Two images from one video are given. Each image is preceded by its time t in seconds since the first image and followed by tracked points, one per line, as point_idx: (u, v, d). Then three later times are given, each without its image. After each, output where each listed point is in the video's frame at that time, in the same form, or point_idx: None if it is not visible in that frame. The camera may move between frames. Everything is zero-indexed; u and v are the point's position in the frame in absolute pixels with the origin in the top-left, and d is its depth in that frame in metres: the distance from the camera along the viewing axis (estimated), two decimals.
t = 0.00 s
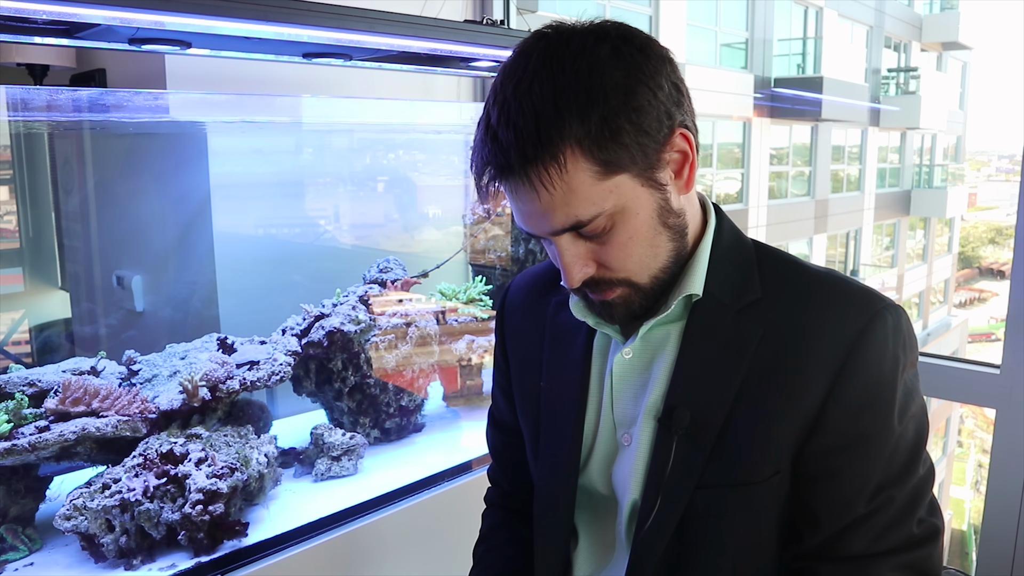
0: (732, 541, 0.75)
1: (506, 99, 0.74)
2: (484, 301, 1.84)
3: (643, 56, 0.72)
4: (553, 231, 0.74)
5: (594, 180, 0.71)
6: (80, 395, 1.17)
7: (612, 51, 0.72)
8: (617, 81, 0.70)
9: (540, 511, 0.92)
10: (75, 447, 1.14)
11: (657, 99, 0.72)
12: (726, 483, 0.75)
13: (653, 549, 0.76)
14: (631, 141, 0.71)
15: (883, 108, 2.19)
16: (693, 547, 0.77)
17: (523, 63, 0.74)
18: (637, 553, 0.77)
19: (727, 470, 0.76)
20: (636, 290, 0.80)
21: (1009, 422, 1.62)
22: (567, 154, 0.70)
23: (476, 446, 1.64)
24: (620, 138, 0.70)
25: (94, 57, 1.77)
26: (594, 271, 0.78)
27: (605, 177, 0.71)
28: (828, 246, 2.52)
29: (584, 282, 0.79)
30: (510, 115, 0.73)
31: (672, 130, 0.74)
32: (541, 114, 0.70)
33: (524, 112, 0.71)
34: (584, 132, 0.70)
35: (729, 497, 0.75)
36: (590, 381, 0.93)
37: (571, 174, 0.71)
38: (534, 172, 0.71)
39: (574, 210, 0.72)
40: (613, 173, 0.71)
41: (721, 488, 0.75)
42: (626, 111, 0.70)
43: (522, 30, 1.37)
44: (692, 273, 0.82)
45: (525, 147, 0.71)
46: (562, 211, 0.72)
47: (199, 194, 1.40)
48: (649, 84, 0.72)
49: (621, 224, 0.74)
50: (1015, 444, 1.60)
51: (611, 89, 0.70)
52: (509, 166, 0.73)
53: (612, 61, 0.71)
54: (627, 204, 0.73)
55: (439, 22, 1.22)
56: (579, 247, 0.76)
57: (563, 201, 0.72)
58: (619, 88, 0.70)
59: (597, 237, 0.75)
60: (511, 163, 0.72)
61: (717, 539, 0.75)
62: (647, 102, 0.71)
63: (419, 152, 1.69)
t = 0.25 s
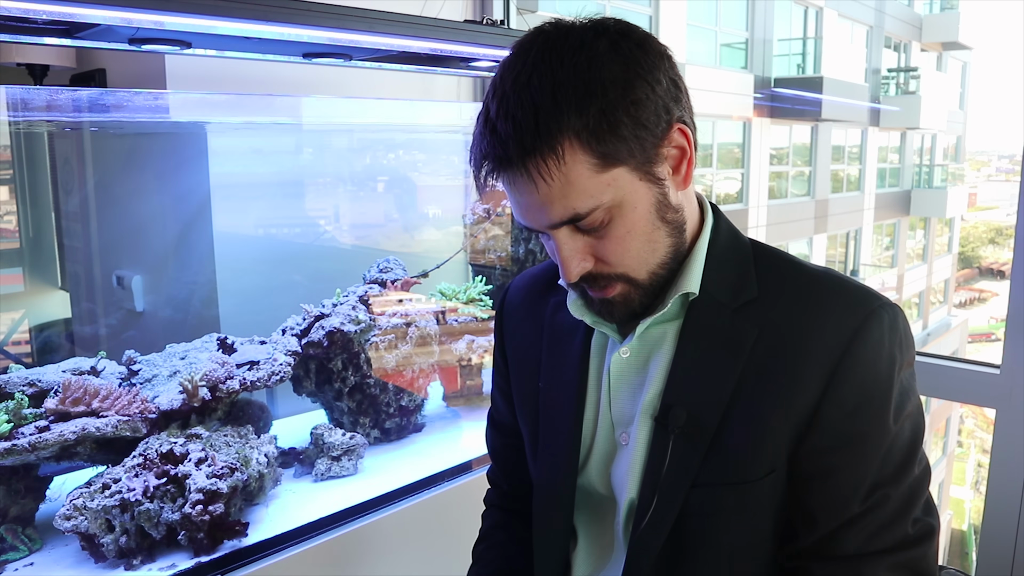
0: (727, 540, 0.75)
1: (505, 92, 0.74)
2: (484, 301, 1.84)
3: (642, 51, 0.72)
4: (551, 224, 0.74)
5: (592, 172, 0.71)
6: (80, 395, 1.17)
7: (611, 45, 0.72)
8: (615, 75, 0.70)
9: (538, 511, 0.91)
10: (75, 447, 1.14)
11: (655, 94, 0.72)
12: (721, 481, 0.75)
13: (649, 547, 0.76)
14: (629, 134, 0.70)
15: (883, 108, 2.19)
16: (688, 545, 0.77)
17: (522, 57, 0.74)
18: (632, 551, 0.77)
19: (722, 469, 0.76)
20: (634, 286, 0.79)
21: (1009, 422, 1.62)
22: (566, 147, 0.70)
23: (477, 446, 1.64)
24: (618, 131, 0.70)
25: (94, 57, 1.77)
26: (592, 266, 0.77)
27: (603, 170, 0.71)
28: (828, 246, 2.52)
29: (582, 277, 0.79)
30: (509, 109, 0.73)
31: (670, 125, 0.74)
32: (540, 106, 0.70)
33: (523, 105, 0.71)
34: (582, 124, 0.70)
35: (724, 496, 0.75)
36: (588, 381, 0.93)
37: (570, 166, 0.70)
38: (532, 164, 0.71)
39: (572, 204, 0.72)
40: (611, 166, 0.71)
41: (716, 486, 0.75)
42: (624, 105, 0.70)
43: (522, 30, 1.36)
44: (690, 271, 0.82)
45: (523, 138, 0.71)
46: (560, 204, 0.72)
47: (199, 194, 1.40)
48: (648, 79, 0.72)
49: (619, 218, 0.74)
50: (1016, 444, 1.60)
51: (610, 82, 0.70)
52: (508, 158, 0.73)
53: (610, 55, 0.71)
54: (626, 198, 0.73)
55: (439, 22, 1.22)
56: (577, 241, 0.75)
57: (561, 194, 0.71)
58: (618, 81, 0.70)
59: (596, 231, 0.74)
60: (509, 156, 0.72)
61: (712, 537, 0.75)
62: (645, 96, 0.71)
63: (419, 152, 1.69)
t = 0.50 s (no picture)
0: (720, 540, 0.75)
1: (517, 77, 0.74)
2: (484, 301, 1.84)
3: (654, 44, 0.73)
4: (558, 210, 0.74)
5: (601, 160, 0.71)
6: (80, 395, 1.17)
7: (625, 36, 0.72)
8: (628, 64, 0.71)
9: (540, 512, 0.92)
10: (75, 447, 1.14)
11: (666, 87, 0.72)
12: (717, 482, 0.75)
13: (643, 542, 0.77)
14: (639, 125, 0.71)
15: (883, 108, 2.19)
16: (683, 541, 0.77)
17: (536, 42, 0.74)
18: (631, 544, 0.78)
19: (718, 468, 0.75)
20: (637, 279, 0.79)
21: (1009, 422, 1.62)
22: (577, 133, 0.70)
23: (477, 445, 1.64)
24: (629, 120, 0.70)
25: (94, 57, 1.77)
26: (596, 256, 0.77)
27: (611, 159, 0.71)
28: (828, 246, 2.51)
29: (585, 267, 0.78)
30: (520, 93, 0.72)
31: (680, 120, 0.74)
32: (553, 89, 0.70)
33: (535, 88, 0.71)
34: (593, 111, 0.69)
35: (719, 495, 0.75)
36: (591, 381, 0.92)
37: (580, 153, 0.70)
38: (542, 146, 0.71)
39: (580, 190, 0.72)
40: (620, 156, 0.71)
41: (713, 486, 0.75)
42: (636, 95, 0.71)
43: (522, 30, 1.36)
44: (692, 270, 0.82)
45: (533, 123, 0.71)
46: (568, 191, 0.72)
47: (199, 194, 1.40)
48: (659, 72, 0.72)
49: (625, 208, 0.73)
50: (1016, 444, 1.60)
51: (622, 72, 0.70)
52: (517, 142, 0.72)
53: (623, 46, 0.71)
54: (633, 189, 0.73)
55: (439, 22, 1.22)
56: (582, 231, 0.75)
57: (569, 181, 0.71)
58: (631, 70, 0.71)
59: (602, 220, 0.74)
60: (519, 140, 0.72)
61: (705, 536, 0.75)
62: (656, 88, 0.72)
63: (418, 152, 1.69)
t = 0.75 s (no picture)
0: (697, 535, 0.75)
1: (594, 18, 0.79)
2: (484, 301, 1.84)
3: (714, 23, 0.82)
4: (628, 132, 0.75)
5: (676, 90, 0.74)
6: (80, 395, 1.17)
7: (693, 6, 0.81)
8: (697, 22, 0.78)
9: (545, 503, 0.93)
10: (75, 447, 1.14)
11: (726, 56, 0.80)
12: (703, 481, 0.74)
13: (630, 534, 0.79)
14: (706, 72, 0.76)
15: (883, 108, 2.19)
16: (668, 535, 0.78)
17: None
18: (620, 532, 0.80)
19: (703, 467, 0.75)
20: (689, 236, 0.78)
21: (1009, 422, 1.62)
22: (658, 61, 0.74)
23: (476, 446, 1.64)
24: (699, 61, 0.76)
25: (93, 57, 1.77)
26: (655, 201, 0.76)
27: (684, 93, 0.75)
28: (828, 246, 2.49)
29: (642, 214, 0.77)
30: (600, 27, 0.77)
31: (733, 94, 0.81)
32: (632, 22, 0.76)
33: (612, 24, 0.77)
34: (670, 44, 0.75)
35: (700, 493, 0.75)
36: (601, 376, 0.93)
37: (658, 81, 0.74)
38: (621, 64, 0.74)
39: (656, 112, 0.74)
40: (691, 95, 0.75)
41: (695, 483, 0.75)
42: (704, 47, 0.77)
43: (522, 30, 1.36)
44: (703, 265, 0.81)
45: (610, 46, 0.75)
46: (643, 115, 0.74)
47: (199, 194, 1.41)
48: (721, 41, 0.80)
49: (692, 144, 0.76)
50: (1016, 444, 1.60)
51: (693, 25, 0.78)
52: (596, 65, 0.75)
53: (693, 10, 0.79)
54: (696, 134, 0.76)
55: (439, 22, 1.22)
56: (645, 169, 0.76)
57: (646, 105, 0.74)
58: (699, 28, 0.78)
59: (667, 153, 0.76)
60: (598, 62, 0.75)
61: (684, 531, 0.76)
62: (719, 51, 0.79)
63: (418, 152, 1.68)
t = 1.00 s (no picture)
0: (684, 534, 0.74)
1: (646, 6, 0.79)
2: (484, 301, 1.84)
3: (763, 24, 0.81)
4: (669, 123, 0.75)
5: (721, 87, 0.74)
6: (80, 395, 1.17)
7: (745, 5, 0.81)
8: (747, 20, 0.78)
9: (554, 493, 0.94)
10: (75, 447, 1.14)
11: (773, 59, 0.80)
12: (697, 480, 0.73)
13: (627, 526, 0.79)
14: (752, 72, 0.76)
15: (883, 108, 2.19)
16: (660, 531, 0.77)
17: None
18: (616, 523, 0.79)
19: (697, 466, 0.73)
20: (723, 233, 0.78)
21: (1009, 422, 1.62)
22: (705, 53, 0.74)
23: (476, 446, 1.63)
24: (746, 59, 0.76)
25: (93, 56, 1.77)
26: (689, 195, 0.76)
27: (729, 91, 0.75)
28: (827, 246, 2.40)
29: (675, 207, 0.77)
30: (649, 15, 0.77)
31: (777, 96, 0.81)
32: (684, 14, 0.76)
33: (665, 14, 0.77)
34: (720, 38, 0.75)
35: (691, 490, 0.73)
36: (619, 371, 0.95)
37: (703, 73, 0.74)
38: (670, 52, 0.74)
39: (700, 106, 0.74)
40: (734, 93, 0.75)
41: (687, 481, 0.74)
42: (753, 46, 0.77)
43: (522, 30, 1.36)
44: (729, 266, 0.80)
45: (660, 34, 0.75)
46: (685, 107, 0.74)
47: (198, 194, 1.41)
48: (770, 42, 0.80)
49: (731, 141, 0.76)
50: (1015, 444, 1.60)
51: (744, 23, 0.77)
52: (643, 50, 0.75)
53: (746, 9, 0.79)
54: (736, 131, 0.76)
55: (439, 22, 1.22)
56: (680, 162, 0.76)
57: (689, 96, 0.74)
58: (750, 26, 0.78)
59: (706, 149, 0.76)
60: (644, 48, 0.75)
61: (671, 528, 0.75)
62: (767, 52, 0.79)
63: (418, 152, 1.68)
